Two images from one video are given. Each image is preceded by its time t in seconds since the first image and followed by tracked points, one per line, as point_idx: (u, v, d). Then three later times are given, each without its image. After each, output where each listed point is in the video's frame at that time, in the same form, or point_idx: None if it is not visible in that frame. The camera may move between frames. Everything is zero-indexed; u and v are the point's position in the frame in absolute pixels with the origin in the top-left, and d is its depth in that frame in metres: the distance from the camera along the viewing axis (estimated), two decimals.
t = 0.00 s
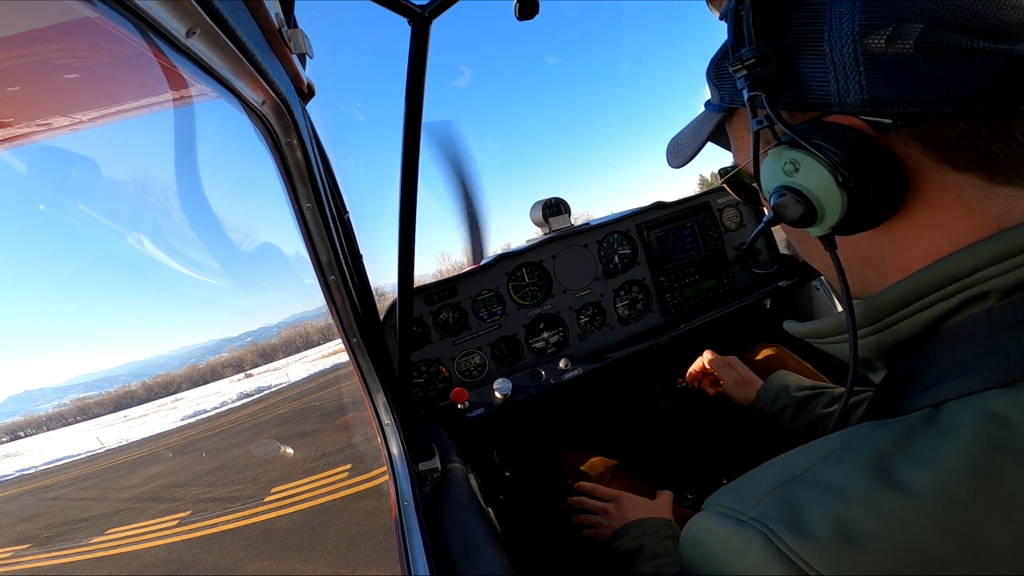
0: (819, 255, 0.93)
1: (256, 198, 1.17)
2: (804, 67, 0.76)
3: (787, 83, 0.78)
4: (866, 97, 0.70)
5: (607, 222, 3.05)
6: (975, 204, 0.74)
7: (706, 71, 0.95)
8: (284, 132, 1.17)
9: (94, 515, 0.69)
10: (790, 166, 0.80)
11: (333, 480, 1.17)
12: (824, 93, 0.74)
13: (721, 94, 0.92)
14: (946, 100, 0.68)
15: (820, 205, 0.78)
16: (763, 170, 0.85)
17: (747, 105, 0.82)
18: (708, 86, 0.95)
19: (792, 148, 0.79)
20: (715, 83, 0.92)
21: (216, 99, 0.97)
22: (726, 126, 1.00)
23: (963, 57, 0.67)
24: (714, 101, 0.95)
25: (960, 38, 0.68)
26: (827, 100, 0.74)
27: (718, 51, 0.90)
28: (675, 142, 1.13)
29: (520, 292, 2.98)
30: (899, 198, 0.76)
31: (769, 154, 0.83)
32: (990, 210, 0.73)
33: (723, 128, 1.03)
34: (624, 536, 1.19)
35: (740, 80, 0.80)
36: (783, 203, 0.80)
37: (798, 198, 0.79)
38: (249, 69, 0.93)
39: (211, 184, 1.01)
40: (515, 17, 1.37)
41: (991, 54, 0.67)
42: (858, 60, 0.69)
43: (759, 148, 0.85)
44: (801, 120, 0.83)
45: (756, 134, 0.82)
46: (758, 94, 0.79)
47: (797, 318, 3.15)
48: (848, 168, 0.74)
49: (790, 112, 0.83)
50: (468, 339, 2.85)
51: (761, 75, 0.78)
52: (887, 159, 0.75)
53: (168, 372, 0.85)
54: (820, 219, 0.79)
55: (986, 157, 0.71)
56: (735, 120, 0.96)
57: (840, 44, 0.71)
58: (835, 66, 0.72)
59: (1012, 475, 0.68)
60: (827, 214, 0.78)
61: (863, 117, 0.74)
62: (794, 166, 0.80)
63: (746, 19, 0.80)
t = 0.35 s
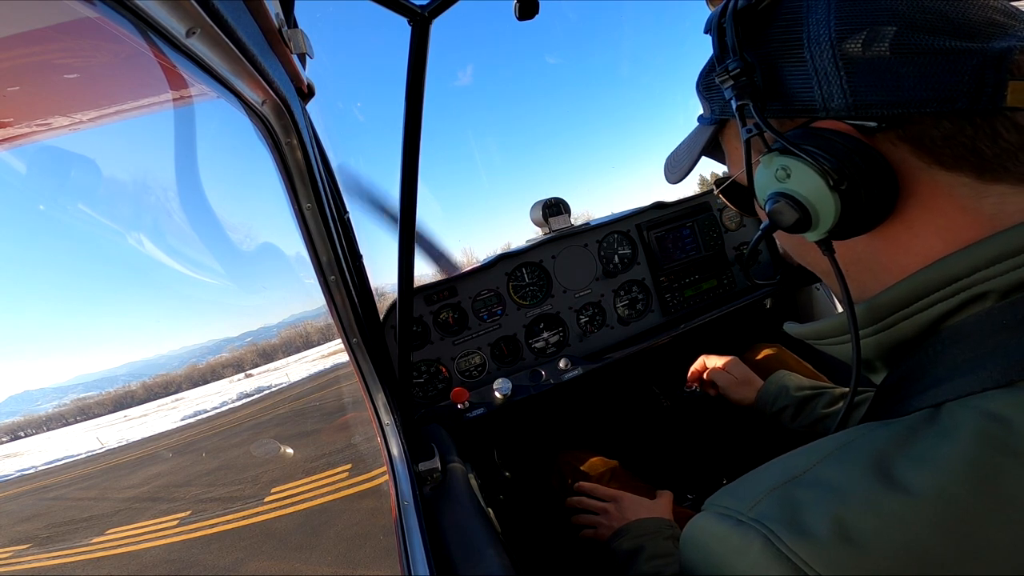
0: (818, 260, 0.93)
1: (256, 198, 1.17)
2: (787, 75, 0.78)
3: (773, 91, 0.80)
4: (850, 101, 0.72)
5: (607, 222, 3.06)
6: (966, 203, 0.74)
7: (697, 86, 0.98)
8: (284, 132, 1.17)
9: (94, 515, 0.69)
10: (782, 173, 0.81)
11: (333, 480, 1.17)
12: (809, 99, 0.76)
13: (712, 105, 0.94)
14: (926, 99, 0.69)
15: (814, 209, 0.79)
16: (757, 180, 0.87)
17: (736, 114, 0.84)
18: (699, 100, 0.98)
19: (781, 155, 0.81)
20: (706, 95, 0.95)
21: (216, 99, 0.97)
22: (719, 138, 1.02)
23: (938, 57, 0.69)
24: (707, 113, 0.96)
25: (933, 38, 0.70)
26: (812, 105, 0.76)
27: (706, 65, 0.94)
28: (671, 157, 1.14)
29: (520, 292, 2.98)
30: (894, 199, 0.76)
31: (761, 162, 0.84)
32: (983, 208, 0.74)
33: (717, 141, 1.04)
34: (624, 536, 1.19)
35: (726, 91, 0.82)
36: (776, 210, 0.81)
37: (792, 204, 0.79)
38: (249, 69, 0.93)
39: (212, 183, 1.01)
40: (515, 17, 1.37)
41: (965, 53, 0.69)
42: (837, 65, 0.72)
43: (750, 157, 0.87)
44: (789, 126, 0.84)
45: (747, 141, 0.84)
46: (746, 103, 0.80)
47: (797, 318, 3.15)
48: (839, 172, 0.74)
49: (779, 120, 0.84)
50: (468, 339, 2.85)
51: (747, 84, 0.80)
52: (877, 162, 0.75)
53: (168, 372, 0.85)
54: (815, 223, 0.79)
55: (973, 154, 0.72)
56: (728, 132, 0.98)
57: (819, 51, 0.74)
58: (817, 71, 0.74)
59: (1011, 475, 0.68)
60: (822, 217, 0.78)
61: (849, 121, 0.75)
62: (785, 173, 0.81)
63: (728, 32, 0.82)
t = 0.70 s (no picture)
0: (819, 261, 0.93)
1: (257, 198, 1.17)
2: (783, 78, 0.78)
3: (770, 94, 0.80)
4: (846, 101, 0.72)
5: (607, 222, 3.06)
6: (964, 202, 0.74)
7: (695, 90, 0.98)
8: (284, 132, 1.17)
9: (94, 515, 0.69)
10: (781, 174, 0.80)
11: (333, 480, 1.17)
12: (805, 101, 0.76)
13: (710, 110, 0.94)
14: (922, 99, 0.69)
15: (815, 210, 0.78)
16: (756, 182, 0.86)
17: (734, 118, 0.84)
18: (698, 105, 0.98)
19: (781, 156, 0.80)
20: (704, 100, 0.95)
21: (216, 99, 0.97)
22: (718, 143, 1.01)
23: (932, 56, 0.69)
24: (705, 116, 0.96)
25: (926, 38, 0.70)
26: (809, 107, 0.76)
27: (704, 70, 0.93)
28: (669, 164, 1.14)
29: (520, 292, 2.98)
30: (892, 199, 0.76)
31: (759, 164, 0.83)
32: (981, 208, 0.74)
33: (717, 145, 1.04)
34: (624, 536, 1.19)
35: (725, 94, 0.82)
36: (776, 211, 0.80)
37: (793, 205, 0.78)
38: (249, 69, 0.93)
39: (211, 184, 1.01)
40: (515, 17, 1.37)
41: (959, 53, 0.69)
42: (832, 66, 0.72)
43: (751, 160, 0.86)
44: (788, 129, 0.83)
45: (745, 144, 0.84)
46: (745, 106, 0.81)
47: (797, 318, 3.15)
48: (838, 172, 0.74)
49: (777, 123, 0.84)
50: (468, 339, 2.85)
51: (744, 87, 0.80)
52: (877, 162, 0.75)
53: (168, 372, 0.85)
54: (816, 224, 0.78)
55: (969, 154, 0.72)
56: (726, 135, 0.97)
57: (813, 52, 0.74)
58: (813, 73, 0.74)
59: (1011, 474, 0.68)
60: (822, 218, 0.78)
61: (846, 122, 0.75)
62: (784, 174, 0.80)
63: (724, 36, 0.82)
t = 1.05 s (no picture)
0: (819, 261, 0.93)
1: (257, 198, 1.17)
2: (786, 77, 0.78)
3: (772, 93, 0.80)
4: (850, 100, 0.72)
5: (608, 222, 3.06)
6: (965, 202, 0.74)
7: (694, 90, 0.97)
8: (284, 132, 1.17)
9: (94, 515, 0.69)
10: (786, 172, 0.80)
11: (333, 480, 1.17)
12: (808, 100, 0.76)
13: (709, 111, 0.94)
14: (925, 98, 0.69)
15: (819, 209, 0.78)
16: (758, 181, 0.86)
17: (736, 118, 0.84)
18: (695, 105, 0.98)
19: (784, 155, 0.80)
20: (703, 100, 0.95)
21: (216, 99, 0.97)
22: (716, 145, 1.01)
23: (934, 56, 0.69)
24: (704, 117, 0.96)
25: (929, 38, 0.70)
26: (812, 106, 0.75)
27: (703, 69, 0.93)
28: (665, 167, 1.14)
29: (520, 292, 2.98)
30: (897, 198, 0.76)
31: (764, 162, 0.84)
32: (982, 207, 0.74)
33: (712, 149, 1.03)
34: (624, 536, 1.19)
35: (727, 93, 0.83)
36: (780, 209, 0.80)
37: (797, 204, 0.79)
38: (249, 68, 0.93)
39: (211, 184, 1.01)
40: (515, 17, 1.37)
41: (961, 52, 0.69)
42: (836, 65, 0.72)
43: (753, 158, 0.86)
44: (789, 129, 0.83)
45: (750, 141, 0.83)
46: (747, 104, 0.81)
47: (797, 318, 3.15)
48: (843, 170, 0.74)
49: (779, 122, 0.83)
50: (468, 339, 2.85)
51: (747, 85, 0.80)
52: (878, 160, 0.75)
53: (168, 372, 0.85)
54: (820, 221, 0.79)
55: (971, 153, 0.72)
56: (725, 135, 0.96)
57: (816, 52, 0.74)
58: (816, 73, 0.74)
59: (1011, 475, 0.68)
60: (827, 216, 0.78)
61: (850, 122, 0.75)
62: (789, 172, 0.80)
63: (725, 36, 0.82)
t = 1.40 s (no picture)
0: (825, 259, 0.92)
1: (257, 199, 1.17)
2: (810, 65, 0.76)
3: (793, 80, 0.77)
4: (877, 91, 0.70)
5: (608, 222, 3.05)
6: (979, 199, 0.74)
7: (699, 74, 0.93)
8: (284, 132, 1.17)
9: (94, 515, 0.69)
10: (806, 160, 0.78)
11: (333, 480, 1.17)
12: (832, 89, 0.74)
13: (713, 98, 0.90)
14: (955, 93, 0.69)
15: (840, 198, 0.76)
16: (770, 169, 0.83)
17: (753, 105, 0.81)
18: (699, 92, 0.94)
19: (805, 142, 0.78)
20: (708, 87, 0.91)
21: (216, 99, 0.97)
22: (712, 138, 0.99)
23: (967, 51, 0.69)
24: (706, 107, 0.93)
25: (961, 34, 0.70)
26: (836, 96, 0.74)
27: (713, 53, 0.88)
28: (655, 158, 1.11)
29: (520, 292, 2.98)
30: (910, 196, 0.75)
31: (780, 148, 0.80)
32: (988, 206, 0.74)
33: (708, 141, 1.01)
34: (624, 536, 1.19)
35: (743, 78, 0.79)
36: (802, 196, 0.77)
37: (820, 191, 0.76)
38: (249, 69, 0.93)
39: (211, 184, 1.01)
40: (515, 17, 1.37)
41: (988, 50, 0.70)
42: (867, 55, 0.71)
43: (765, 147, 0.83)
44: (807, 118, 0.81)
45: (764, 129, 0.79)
46: (768, 90, 0.77)
47: (797, 318, 3.15)
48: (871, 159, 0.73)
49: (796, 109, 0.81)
50: (468, 339, 2.85)
51: (767, 72, 0.77)
52: (902, 151, 0.74)
53: (168, 372, 0.85)
54: (840, 210, 0.76)
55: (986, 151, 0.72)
56: (728, 124, 0.94)
57: (847, 40, 0.72)
58: (844, 61, 0.72)
59: (1011, 475, 0.68)
60: (847, 207, 0.76)
61: (875, 113, 0.74)
62: (809, 160, 0.78)
63: (746, 20, 0.78)
